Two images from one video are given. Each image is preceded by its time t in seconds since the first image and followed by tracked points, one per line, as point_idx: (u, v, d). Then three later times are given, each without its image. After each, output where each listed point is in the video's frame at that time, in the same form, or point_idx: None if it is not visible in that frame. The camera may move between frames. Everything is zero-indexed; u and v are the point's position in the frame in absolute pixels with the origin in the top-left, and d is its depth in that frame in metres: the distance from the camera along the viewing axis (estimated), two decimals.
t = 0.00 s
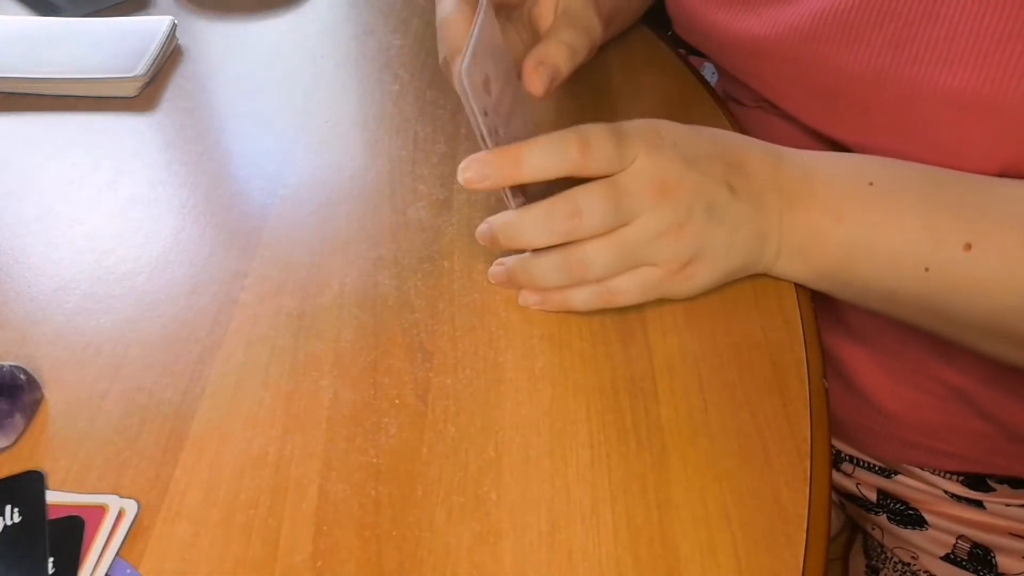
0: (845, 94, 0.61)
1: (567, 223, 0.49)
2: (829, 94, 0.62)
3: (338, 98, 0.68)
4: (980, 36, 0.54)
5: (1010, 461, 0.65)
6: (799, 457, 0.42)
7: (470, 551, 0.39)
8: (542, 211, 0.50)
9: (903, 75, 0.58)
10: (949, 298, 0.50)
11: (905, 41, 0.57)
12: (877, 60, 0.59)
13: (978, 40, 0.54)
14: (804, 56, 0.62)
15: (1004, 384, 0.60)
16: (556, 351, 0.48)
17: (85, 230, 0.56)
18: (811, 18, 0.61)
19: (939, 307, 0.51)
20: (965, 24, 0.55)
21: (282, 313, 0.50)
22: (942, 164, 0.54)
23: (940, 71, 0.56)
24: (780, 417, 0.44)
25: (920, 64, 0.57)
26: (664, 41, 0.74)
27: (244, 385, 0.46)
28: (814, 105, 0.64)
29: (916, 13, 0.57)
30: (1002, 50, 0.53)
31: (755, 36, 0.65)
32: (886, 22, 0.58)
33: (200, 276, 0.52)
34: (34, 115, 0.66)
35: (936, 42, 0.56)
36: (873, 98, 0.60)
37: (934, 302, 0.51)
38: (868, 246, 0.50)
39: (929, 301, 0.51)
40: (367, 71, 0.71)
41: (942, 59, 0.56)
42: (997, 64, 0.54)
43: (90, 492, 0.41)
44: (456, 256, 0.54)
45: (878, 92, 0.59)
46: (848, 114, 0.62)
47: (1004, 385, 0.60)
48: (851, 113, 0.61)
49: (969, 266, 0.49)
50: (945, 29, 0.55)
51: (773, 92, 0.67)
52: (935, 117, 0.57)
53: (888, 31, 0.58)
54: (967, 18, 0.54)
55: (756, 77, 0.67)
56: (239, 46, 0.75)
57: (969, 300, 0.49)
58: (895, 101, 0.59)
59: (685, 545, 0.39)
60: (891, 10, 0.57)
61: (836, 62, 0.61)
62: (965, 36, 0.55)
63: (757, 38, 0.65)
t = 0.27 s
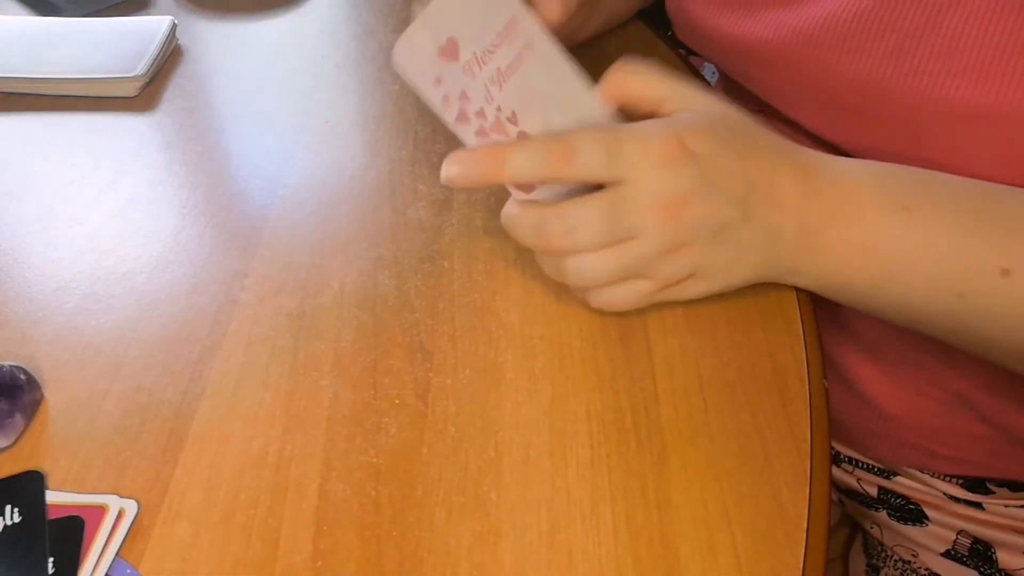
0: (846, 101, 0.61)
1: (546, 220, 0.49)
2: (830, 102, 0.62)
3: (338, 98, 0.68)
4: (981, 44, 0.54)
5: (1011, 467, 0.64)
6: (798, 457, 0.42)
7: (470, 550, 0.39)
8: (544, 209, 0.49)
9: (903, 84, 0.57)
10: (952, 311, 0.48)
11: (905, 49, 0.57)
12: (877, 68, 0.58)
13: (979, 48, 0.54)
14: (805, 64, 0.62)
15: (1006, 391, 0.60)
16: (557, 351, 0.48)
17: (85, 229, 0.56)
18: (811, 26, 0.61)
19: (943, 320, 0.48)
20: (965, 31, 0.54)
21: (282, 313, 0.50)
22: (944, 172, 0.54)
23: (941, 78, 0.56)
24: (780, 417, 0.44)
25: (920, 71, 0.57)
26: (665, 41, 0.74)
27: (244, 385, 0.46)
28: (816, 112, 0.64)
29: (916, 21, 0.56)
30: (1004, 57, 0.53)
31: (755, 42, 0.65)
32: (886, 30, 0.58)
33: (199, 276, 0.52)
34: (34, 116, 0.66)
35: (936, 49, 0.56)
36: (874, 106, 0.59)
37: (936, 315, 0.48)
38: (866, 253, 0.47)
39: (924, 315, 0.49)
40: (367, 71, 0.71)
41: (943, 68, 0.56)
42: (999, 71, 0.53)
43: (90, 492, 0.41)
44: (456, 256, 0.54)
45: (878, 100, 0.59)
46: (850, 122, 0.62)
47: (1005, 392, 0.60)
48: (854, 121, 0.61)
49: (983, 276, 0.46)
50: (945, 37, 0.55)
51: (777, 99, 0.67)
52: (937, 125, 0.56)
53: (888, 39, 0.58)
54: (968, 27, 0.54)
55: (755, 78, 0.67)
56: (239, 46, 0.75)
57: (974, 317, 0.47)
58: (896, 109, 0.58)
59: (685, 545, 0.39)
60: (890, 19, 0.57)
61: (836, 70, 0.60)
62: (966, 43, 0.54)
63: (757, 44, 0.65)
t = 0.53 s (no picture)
0: (854, 109, 0.56)
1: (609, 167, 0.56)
2: (844, 105, 0.56)
3: (338, 98, 0.68)
4: (993, 58, 0.50)
5: (1013, 472, 0.64)
6: (799, 458, 0.42)
7: (470, 551, 0.39)
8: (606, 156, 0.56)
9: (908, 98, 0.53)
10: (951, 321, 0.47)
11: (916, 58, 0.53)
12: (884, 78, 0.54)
13: (991, 62, 0.50)
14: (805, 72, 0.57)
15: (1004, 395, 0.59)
16: (557, 351, 0.48)
17: (85, 230, 0.56)
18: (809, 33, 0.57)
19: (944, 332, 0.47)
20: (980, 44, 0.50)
21: (282, 313, 0.50)
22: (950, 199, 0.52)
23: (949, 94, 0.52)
24: (779, 417, 0.44)
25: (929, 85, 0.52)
26: (663, 39, 0.73)
27: (244, 385, 0.46)
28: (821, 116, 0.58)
29: (928, 27, 0.52)
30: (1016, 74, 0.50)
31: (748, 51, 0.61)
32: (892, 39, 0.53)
33: (199, 276, 0.52)
34: (34, 116, 0.66)
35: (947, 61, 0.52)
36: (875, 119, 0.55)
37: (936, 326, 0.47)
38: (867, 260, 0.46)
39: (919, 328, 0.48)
40: (367, 71, 0.71)
41: (948, 82, 0.52)
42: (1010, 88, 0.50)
43: (90, 492, 0.41)
44: (456, 256, 0.54)
45: (882, 112, 0.55)
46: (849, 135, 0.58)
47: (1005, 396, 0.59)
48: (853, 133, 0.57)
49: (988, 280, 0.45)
50: (958, 49, 0.51)
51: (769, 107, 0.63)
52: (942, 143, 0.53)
53: (895, 47, 0.53)
54: (977, 39, 0.50)
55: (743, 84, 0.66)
56: (239, 46, 0.75)
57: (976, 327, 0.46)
58: (902, 122, 0.54)
59: (685, 546, 0.39)
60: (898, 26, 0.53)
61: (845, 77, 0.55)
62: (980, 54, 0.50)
63: (748, 51, 0.61)
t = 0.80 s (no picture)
0: (851, 130, 0.56)
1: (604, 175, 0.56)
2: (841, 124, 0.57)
3: (339, 98, 0.68)
4: (985, 84, 0.50)
5: (1000, 486, 0.62)
6: (798, 458, 0.42)
7: (470, 551, 0.39)
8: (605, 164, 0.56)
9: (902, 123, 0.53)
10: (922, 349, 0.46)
11: (910, 83, 0.53)
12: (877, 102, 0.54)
13: (984, 86, 0.50)
14: (804, 93, 0.58)
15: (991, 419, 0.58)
16: (557, 351, 0.48)
17: (85, 230, 0.56)
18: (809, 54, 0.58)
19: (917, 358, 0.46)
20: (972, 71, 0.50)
21: (282, 313, 0.50)
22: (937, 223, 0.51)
23: (942, 119, 0.52)
24: (779, 417, 0.44)
25: (921, 110, 0.52)
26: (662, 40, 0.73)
27: (244, 385, 0.46)
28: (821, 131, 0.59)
29: (921, 52, 0.52)
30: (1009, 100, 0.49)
31: (751, 69, 0.62)
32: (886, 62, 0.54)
33: (199, 276, 0.52)
34: (33, 116, 0.66)
35: (939, 86, 0.52)
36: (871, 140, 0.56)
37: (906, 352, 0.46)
38: (838, 287, 0.46)
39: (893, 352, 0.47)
40: (367, 71, 0.71)
41: (939, 107, 0.52)
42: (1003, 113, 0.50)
43: (90, 491, 0.41)
44: (456, 256, 0.54)
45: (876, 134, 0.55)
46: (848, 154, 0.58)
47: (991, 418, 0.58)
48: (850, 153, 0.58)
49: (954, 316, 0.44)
50: (950, 75, 0.51)
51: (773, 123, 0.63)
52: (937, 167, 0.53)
53: (890, 71, 0.54)
54: (969, 65, 0.50)
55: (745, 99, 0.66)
56: (240, 46, 0.75)
57: (963, 359, 0.44)
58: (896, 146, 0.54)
59: (685, 546, 0.39)
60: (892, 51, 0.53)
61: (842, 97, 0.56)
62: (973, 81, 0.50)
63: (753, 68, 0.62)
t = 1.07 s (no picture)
0: (838, 149, 0.56)
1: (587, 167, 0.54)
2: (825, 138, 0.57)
3: (339, 98, 0.68)
4: (966, 102, 0.50)
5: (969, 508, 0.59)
6: (798, 457, 0.42)
7: (470, 551, 0.39)
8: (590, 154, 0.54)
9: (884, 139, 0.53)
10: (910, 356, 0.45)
11: (893, 97, 0.53)
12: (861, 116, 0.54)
13: (969, 110, 0.50)
14: (792, 106, 0.58)
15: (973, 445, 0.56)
16: (557, 350, 0.48)
17: (85, 230, 0.56)
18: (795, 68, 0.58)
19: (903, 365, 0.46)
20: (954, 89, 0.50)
21: (282, 313, 0.50)
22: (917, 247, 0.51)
23: (924, 136, 0.51)
24: (779, 417, 0.44)
25: (904, 124, 0.52)
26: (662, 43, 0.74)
27: (244, 385, 0.46)
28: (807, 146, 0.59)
29: (904, 68, 0.52)
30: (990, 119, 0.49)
31: (743, 81, 0.62)
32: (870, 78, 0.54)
33: (199, 276, 0.52)
34: (34, 116, 0.66)
35: (921, 103, 0.51)
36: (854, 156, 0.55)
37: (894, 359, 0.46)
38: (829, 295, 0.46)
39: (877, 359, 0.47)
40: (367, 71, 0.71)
41: (924, 130, 0.51)
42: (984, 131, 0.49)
43: (90, 491, 0.41)
44: (456, 256, 0.54)
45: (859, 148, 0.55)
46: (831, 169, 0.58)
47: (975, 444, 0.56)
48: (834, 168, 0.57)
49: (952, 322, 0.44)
50: (931, 91, 0.51)
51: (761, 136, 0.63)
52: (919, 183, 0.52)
53: (874, 86, 0.53)
54: (955, 88, 0.50)
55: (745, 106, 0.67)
56: (240, 47, 0.75)
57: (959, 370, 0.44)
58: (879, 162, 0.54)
59: (685, 545, 0.39)
60: (875, 67, 0.53)
61: (827, 112, 0.56)
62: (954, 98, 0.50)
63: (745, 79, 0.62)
